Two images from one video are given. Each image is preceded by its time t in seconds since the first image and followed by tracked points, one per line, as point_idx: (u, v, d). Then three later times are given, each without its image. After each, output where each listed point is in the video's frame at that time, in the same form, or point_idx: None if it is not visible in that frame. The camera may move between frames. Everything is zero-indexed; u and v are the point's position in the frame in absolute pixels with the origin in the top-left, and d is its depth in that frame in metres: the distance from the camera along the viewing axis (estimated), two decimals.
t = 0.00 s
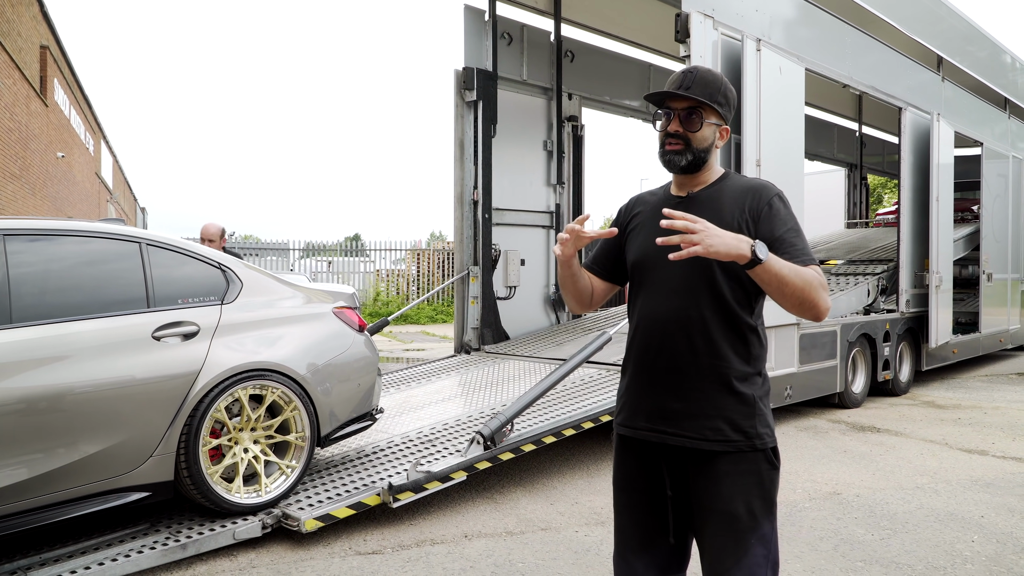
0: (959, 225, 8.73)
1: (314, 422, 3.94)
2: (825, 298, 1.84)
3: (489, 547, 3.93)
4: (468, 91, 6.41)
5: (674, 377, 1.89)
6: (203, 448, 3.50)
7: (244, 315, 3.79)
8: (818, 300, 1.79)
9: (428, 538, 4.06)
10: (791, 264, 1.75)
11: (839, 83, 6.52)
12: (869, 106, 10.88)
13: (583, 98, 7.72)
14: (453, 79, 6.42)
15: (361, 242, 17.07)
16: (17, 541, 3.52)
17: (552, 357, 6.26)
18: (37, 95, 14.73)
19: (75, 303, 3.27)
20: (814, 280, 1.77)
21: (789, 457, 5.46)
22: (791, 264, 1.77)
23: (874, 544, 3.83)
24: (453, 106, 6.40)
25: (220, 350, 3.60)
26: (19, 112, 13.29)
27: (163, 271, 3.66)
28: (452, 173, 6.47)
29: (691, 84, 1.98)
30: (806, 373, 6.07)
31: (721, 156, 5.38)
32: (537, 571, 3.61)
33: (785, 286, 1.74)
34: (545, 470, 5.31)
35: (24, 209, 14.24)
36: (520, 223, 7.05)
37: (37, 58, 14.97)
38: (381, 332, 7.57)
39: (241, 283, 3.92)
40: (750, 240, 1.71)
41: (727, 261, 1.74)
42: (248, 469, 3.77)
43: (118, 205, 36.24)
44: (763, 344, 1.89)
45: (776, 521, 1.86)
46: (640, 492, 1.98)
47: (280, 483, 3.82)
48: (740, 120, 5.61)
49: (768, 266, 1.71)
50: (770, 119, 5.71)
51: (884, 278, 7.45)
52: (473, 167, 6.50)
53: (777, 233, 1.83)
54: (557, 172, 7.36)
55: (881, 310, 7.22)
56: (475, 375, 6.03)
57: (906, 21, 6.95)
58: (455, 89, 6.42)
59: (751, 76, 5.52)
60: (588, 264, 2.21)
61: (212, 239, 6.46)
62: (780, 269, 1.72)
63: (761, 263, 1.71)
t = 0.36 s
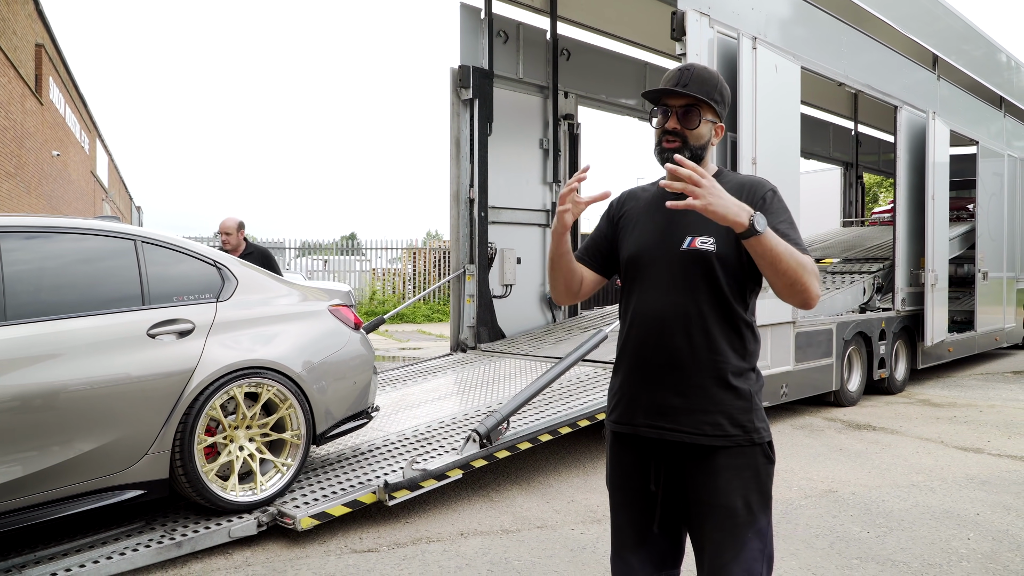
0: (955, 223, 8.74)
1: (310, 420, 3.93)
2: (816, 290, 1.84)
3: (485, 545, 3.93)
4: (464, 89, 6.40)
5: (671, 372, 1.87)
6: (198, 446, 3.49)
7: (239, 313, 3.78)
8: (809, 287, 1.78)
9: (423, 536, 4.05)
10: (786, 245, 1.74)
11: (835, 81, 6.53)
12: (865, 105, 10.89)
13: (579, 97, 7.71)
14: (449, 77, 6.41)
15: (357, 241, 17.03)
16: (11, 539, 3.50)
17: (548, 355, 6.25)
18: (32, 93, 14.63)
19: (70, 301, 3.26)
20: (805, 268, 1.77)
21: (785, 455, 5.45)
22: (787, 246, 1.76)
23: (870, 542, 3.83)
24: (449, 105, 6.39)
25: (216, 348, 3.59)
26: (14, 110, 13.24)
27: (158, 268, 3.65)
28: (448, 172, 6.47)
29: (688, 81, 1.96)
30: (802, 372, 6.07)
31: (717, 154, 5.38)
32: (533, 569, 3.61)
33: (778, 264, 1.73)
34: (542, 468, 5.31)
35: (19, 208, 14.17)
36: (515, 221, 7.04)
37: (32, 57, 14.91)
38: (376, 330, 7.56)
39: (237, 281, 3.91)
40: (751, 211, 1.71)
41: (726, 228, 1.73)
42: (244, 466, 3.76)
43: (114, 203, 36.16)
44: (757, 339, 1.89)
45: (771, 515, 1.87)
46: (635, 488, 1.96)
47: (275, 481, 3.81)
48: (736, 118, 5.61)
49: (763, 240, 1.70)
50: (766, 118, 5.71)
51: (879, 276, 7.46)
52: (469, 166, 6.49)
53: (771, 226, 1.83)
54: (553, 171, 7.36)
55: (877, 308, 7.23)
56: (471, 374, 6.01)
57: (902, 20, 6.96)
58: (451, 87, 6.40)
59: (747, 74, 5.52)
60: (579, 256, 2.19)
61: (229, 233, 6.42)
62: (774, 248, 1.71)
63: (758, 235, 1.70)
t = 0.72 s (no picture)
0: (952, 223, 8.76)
1: (309, 421, 3.92)
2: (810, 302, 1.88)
3: (485, 546, 3.92)
4: (462, 89, 6.39)
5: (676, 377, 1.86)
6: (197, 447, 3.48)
7: (239, 314, 3.77)
8: (806, 306, 1.83)
9: (423, 537, 4.04)
10: (785, 274, 1.77)
11: (834, 81, 6.54)
12: (862, 105, 10.90)
13: (577, 97, 7.71)
14: (447, 77, 6.40)
15: (354, 241, 17.01)
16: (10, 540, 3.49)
17: (547, 356, 6.24)
18: (29, 93, 14.60)
19: (69, 302, 3.24)
20: (803, 289, 1.80)
21: (784, 456, 5.46)
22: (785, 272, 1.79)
23: (870, 543, 3.83)
24: (447, 104, 6.38)
25: (215, 348, 3.58)
26: (11, 110, 13.20)
27: (157, 269, 3.63)
28: (446, 172, 6.46)
29: (698, 83, 1.92)
30: (801, 372, 6.07)
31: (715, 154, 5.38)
32: (533, 570, 3.61)
33: (778, 296, 1.77)
34: (541, 469, 5.31)
35: (16, 207, 14.13)
36: (513, 222, 7.03)
37: (29, 56, 14.85)
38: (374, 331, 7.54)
39: (236, 281, 3.90)
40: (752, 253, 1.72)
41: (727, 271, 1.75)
42: (243, 467, 3.75)
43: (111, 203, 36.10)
44: (759, 341, 1.90)
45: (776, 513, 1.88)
46: (639, 492, 1.95)
47: (275, 482, 3.79)
48: (734, 118, 5.61)
49: (765, 279, 1.73)
50: (764, 119, 5.71)
51: (878, 276, 7.47)
52: (467, 166, 6.48)
53: (772, 235, 1.84)
54: (551, 171, 7.36)
55: (875, 308, 7.24)
56: (470, 374, 6.01)
57: (899, 20, 6.96)
58: (449, 87, 6.39)
59: (746, 74, 5.52)
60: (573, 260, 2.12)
61: (246, 240, 6.44)
62: (775, 281, 1.75)
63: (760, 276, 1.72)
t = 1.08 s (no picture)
0: (952, 224, 8.76)
1: (310, 422, 3.91)
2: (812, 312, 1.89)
3: (487, 547, 3.91)
4: (463, 90, 6.38)
5: (687, 384, 1.85)
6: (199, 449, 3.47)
7: (240, 315, 3.76)
8: (806, 316, 1.83)
9: (424, 539, 4.03)
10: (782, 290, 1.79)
11: (834, 82, 6.53)
12: (863, 105, 10.91)
13: (577, 97, 7.71)
14: (447, 78, 6.39)
15: (353, 241, 16.99)
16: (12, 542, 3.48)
17: (547, 357, 6.23)
18: (28, 93, 14.58)
19: (71, 303, 3.23)
20: (802, 302, 1.81)
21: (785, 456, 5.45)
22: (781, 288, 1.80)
23: (872, 544, 3.83)
24: (447, 105, 6.37)
25: (216, 350, 3.57)
26: (10, 111, 13.18)
27: (158, 270, 3.62)
28: (447, 172, 6.45)
29: (710, 80, 1.89)
30: (801, 373, 6.07)
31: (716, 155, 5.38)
32: (535, 571, 3.60)
33: (778, 314, 1.78)
34: (542, 470, 5.31)
35: (15, 208, 14.09)
36: (513, 222, 7.02)
37: (29, 56, 14.83)
38: (375, 332, 7.54)
39: (237, 283, 3.89)
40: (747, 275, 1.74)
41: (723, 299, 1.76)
42: (244, 469, 3.74)
43: (109, 203, 36.03)
44: (767, 345, 1.90)
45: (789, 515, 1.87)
46: (649, 499, 1.92)
47: (276, 484, 3.78)
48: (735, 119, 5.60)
49: (762, 300, 1.75)
50: (764, 119, 5.71)
51: (878, 277, 7.47)
52: (467, 166, 6.48)
53: (783, 243, 1.83)
54: (552, 171, 7.35)
55: (875, 309, 7.23)
56: (469, 375, 6.00)
57: (899, 20, 6.96)
58: (449, 88, 6.39)
59: (746, 75, 5.53)
60: (575, 263, 2.05)
61: (274, 237, 6.42)
62: (773, 299, 1.76)
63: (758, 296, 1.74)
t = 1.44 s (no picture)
0: (952, 224, 8.76)
1: (311, 423, 3.90)
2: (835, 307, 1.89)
3: (489, 548, 3.90)
4: (463, 90, 6.38)
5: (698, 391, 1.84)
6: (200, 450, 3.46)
7: (241, 316, 3.75)
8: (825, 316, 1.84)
9: (426, 540, 4.02)
10: (791, 306, 1.80)
11: (834, 82, 6.53)
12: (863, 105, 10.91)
13: (577, 98, 7.70)
14: (447, 78, 6.39)
15: (352, 242, 16.97)
16: (12, 543, 3.47)
17: (548, 357, 6.23)
18: (28, 93, 14.56)
19: (72, 303, 3.22)
20: (816, 309, 1.83)
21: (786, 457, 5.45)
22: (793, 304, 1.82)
23: (873, 545, 3.82)
24: (447, 105, 6.37)
25: (218, 350, 3.56)
26: (10, 111, 13.18)
27: (159, 270, 3.62)
28: (447, 173, 6.45)
29: (712, 79, 1.87)
30: (801, 373, 6.06)
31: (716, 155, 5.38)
32: (537, 572, 3.59)
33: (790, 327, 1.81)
34: (543, 470, 5.30)
35: (14, 208, 14.06)
36: (514, 222, 7.02)
37: (29, 56, 14.83)
38: (376, 332, 7.53)
39: (238, 283, 3.88)
40: (750, 304, 1.76)
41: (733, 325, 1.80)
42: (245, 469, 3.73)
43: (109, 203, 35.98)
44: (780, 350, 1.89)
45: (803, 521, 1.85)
46: (660, 506, 1.90)
47: (278, 485, 3.77)
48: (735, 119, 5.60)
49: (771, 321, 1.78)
50: (765, 119, 5.70)
51: (878, 277, 7.47)
52: (468, 167, 6.47)
53: (797, 248, 1.83)
54: (552, 172, 7.34)
55: (875, 309, 7.23)
56: (470, 375, 6.00)
57: (899, 20, 6.96)
58: (449, 88, 6.38)
59: (747, 75, 5.52)
60: (584, 270, 2.06)
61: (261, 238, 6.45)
62: (781, 318, 1.78)
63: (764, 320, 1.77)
